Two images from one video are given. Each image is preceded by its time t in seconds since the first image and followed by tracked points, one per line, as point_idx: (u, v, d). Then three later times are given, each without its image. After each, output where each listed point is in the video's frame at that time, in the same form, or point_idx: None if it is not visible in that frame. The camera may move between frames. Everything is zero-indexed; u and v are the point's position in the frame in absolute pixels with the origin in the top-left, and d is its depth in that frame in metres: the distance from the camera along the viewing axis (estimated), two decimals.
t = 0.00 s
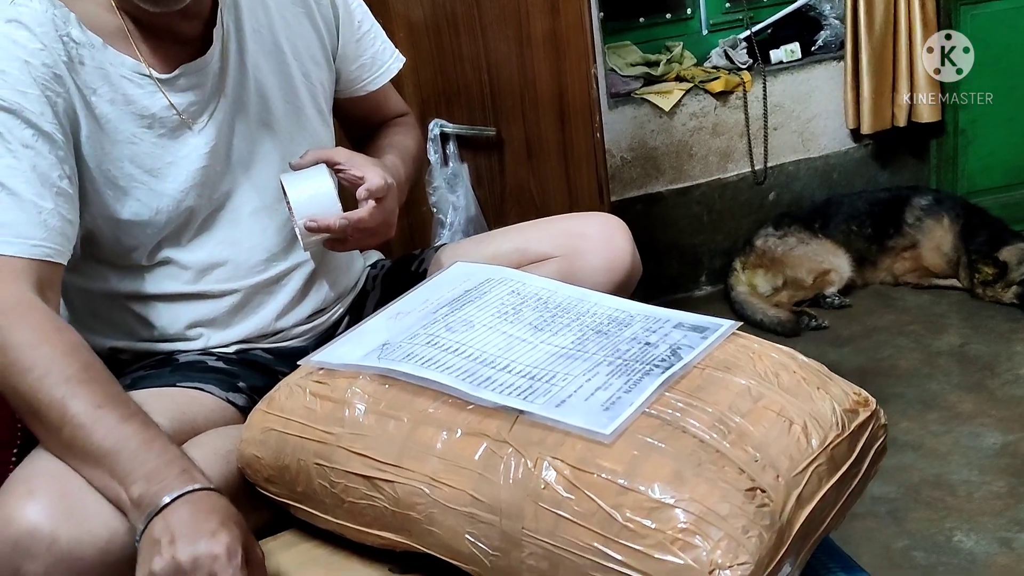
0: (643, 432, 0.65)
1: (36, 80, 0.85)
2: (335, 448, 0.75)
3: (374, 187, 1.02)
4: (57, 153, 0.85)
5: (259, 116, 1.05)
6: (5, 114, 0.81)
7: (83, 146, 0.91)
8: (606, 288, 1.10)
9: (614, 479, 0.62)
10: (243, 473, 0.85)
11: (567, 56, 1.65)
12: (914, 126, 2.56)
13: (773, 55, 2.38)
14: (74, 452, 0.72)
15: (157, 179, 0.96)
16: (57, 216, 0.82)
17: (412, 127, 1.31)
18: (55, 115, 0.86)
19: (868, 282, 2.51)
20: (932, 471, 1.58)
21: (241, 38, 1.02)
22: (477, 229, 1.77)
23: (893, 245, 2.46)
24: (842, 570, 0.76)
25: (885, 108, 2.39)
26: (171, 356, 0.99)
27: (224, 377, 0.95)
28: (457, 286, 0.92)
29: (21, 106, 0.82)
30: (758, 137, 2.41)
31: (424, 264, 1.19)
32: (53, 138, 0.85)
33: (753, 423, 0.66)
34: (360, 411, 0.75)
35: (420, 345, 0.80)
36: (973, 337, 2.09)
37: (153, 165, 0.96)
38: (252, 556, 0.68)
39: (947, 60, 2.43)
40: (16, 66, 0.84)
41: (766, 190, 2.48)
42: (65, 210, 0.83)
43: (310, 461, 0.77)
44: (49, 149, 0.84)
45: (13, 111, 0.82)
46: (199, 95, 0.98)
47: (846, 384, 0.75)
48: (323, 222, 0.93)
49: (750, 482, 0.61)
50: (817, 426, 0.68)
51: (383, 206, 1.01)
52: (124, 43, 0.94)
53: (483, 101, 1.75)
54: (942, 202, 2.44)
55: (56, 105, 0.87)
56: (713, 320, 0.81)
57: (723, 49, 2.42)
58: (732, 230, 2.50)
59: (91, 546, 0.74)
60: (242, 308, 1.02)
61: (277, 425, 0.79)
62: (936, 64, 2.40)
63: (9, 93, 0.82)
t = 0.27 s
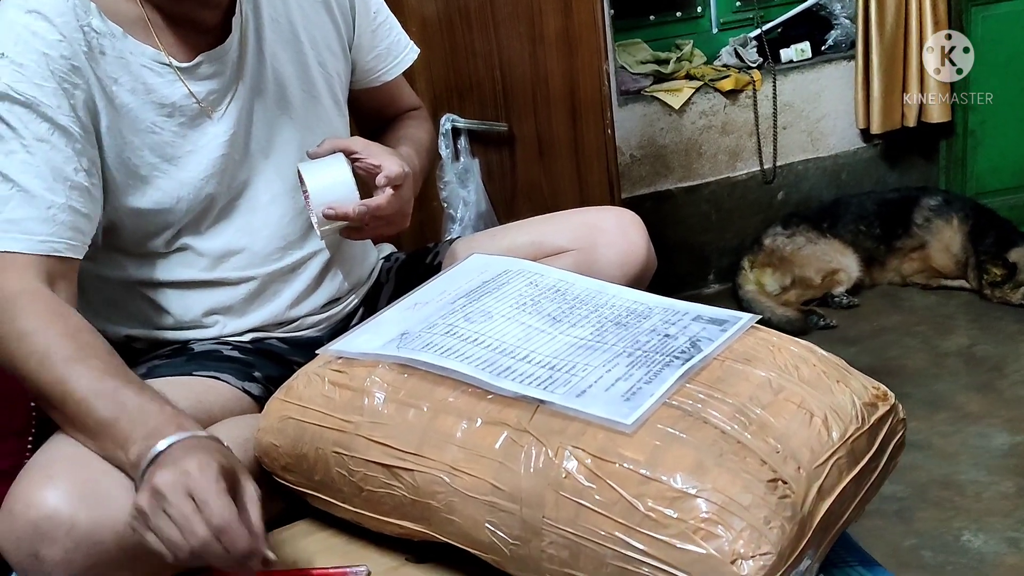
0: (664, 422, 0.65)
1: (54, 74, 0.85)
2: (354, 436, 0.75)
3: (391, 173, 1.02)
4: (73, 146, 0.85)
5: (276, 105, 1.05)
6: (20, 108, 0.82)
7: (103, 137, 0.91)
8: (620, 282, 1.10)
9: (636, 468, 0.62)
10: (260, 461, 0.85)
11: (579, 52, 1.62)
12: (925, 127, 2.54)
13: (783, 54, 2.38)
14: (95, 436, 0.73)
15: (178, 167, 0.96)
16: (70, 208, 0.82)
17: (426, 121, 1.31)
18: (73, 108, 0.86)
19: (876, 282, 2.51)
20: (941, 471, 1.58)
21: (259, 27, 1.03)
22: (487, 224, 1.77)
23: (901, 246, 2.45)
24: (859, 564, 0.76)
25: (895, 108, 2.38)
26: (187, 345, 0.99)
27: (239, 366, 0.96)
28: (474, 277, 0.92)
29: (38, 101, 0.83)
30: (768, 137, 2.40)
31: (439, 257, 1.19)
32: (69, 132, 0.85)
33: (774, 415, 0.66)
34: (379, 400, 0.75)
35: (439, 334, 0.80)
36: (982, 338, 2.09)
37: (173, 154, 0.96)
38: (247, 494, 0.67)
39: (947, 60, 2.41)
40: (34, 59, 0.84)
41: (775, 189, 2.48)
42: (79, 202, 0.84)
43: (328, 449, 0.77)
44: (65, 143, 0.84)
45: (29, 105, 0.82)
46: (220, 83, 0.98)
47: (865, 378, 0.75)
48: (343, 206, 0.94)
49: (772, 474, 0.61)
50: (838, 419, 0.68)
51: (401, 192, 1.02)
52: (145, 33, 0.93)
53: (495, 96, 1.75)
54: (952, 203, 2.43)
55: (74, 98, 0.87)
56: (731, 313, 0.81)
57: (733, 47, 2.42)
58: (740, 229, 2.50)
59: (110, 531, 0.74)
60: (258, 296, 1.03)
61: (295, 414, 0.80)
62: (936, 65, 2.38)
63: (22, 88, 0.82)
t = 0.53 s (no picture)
0: (668, 420, 0.65)
1: (41, 79, 0.86)
2: (359, 433, 0.75)
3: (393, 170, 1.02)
4: (50, 155, 0.85)
5: (281, 103, 1.05)
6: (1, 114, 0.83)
7: (98, 138, 0.92)
8: (625, 280, 1.10)
9: (640, 466, 0.62)
10: (265, 458, 0.85)
11: (585, 51, 1.63)
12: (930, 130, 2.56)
13: (788, 55, 2.38)
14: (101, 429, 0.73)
15: (180, 164, 0.97)
16: (24, 225, 0.83)
17: (431, 120, 1.31)
18: (58, 114, 0.87)
19: (879, 284, 2.50)
20: (942, 474, 1.58)
21: (264, 26, 1.03)
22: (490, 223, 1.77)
23: (904, 248, 2.45)
24: (861, 563, 0.76)
25: (900, 110, 2.39)
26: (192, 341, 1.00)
27: (244, 364, 0.96)
28: (480, 276, 0.92)
29: (20, 107, 0.84)
30: (772, 138, 2.40)
31: (443, 255, 1.19)
32: (48, 140, 0.85)
33: (777, 414, 0.66)
34: (384, 397, 0.75)
35: (444, 332, 0.80)
36: (984, 341, 2.09)
37: (175, 151, 0.97)
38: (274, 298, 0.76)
39: (947, 59, 2.39)
40: (23, 63, 0.85)
41: (778, 190, 2.48)
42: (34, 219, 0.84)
43: (333, 446, 0.77)
44: (39, 152, 0.84)
45: (11, 111, 0.83)
46: (223, 80, 0.98)
47: (868, 378, 0.76)
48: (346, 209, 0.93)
49: (775, 472, 0.61)
50: (841, 419, 0.68)
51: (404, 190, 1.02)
52: (148, 31, 0.94)
53: (500, 96, 1.75)
54: (956, 205, 2.43)
55: (60, 104, 0.87)
56: (736, 313, 0.81)
57: (738, 48, 2.42)
58: (744, 230, 2.49)
59: (115, 525, 0.74)
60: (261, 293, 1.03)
61: (301, 410, 0.80)
62: (936, 64, 2.38)
63: (10, 92, 0.83)
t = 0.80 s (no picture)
0: (666, 422, 0.65)
1: (37, 76, 0.88)
2: (358, 434, 0.76)
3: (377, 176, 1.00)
4: (44, 150, 0.88)
5: (279, 106, 1.05)
6: None
7: (93, 135, 0.94)
8: (625, 282, 1.10)
9: (638, 468, 0.62)
10: (265, 458, 0.85)
11: (586, 53, 1.61)
12: (932, 132, 2.56)
13: (790, 58, 2.39)
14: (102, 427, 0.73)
15: (177, 164, 0.97)
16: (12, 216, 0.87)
17: (434, 121, 1.31)
18: (53, 110, 0.89)
19: (881, 286, 2.50)
20: (942, 476, 1.58)
21: (263, 28, 1.03)
22: (491, 223, 1.79)
23: (906, 250, 2.45)
24: (859, 566, 0.77)
25: (901, 112, 2.39)
26: (191, 341, 1.00)
27: (244, 363, 0.96)
28: (480, 277, 0.92)
29: (16, 102, 0.86)
30: (774, 139, 2.40)
31: (444, 256, 1.19)
32: (42, 136, 0.88)
33: (776, 417, 0.67)
34: (383, 397, 0.76)
35: (444, 333, 0.80)
36: (985, 344, 2.09)
37: (172, 151, 0.97)
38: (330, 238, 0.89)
39: (947, 59, 2.39)
40: (21, 60, 0.87)
41: (780, 192, 2.48)
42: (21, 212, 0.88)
43: (332, 446, 0.77)
44: (33, 147, 0.87)
45: (6, 106, 0.86)
46: (220, 81, 0.98)
47: (867, 381, 0.76)
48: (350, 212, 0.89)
49: (773, 475, 0.61)
50: (840, 421, 0.68)
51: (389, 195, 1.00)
52: (147, 30, 0.95)
53: (502, 96, 1.75)
54: (957, 208, 2.42)
55: (56, 101, 0.90)
56: (735, 316, 0.81)
57: (740, 50, 2.42)
58: (745, 232, 2.49)
59: (114, 523, 0.74)
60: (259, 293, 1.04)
61: (300, 411, 0.80)
62: (937, 64, 2.38)
63: (5, 88, 0.86)
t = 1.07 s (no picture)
0: (665, 424, 0.65)
1: (45, 74, 0.88)
2: (358, 435, 0.76)
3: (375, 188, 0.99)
4: (54, 148, 0.88)
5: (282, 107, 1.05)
6: (7, 106, 0.85)
7: (99, 134, 0.94)
8: (625, 284, 1.10)
9: (637, 471, 0.62)
10: (265, 459, 0.85)
11: (587, 54, 1.62)
12: (932, 133, 2.56)
13: (791, 60, 2.40)
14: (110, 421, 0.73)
15: (181, 164, 0.98)
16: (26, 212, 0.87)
17: (436, 123, 1.31)
18: (61, 108, 0.89)
19: (881, 288, 2.50)
20: (942, 478, 1.58)
21: (267, 29, 1.04)
22: (492, 225, 1.79)
23: (906, 252, 2.46)
24: (857, 567, 0.77)
25: (902, 114, 2.39)
26: (192, 342, 1.00)
27: (245, 364, 0.97)
28: (480, 279, 0.93)
29: (26, 100, 0.86)
30: (775, 141, 2.40)
31: (444, 258, 1.18)
32: (52, 134, 0.88)
33: (774, 419, 0.67)
34: (383, 399, 0.76)
35: (444, 335, 0.81)
36: (986, 346, 2.09)
37: (177, 151, 0.97)
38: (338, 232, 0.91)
39: (947, 60, 2.39)
40: (29, 58, 0.87)
41: (781, 194, 2.48)
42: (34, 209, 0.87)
43: (333, 448, 0.77)
44: (44, 145, 0.87)
45: (16, 103, 0.86)
46: (225, 82, 0.99)
47: (865, 384, 0.76)
48: (343, 234, 0.90)
49: (772, 478, 0.61)
50: (838, 424, 0.68)
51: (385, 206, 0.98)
52: (152, 30, 0.95)
53: (503, 98, 1.76)
54: (958, 210, 2.42)
55: (64, 99, 0.90)
56: (734, 318, 0.81)
57: (741, 52, 2.42)
58: (745, 234, 2.49)
59: (115, 524, 0.75)
60: (259, 295, 1.03)
61: (301, 412, 0.80)
62: (936, 65, 2.37)
63: (15, 86, 0.86)
